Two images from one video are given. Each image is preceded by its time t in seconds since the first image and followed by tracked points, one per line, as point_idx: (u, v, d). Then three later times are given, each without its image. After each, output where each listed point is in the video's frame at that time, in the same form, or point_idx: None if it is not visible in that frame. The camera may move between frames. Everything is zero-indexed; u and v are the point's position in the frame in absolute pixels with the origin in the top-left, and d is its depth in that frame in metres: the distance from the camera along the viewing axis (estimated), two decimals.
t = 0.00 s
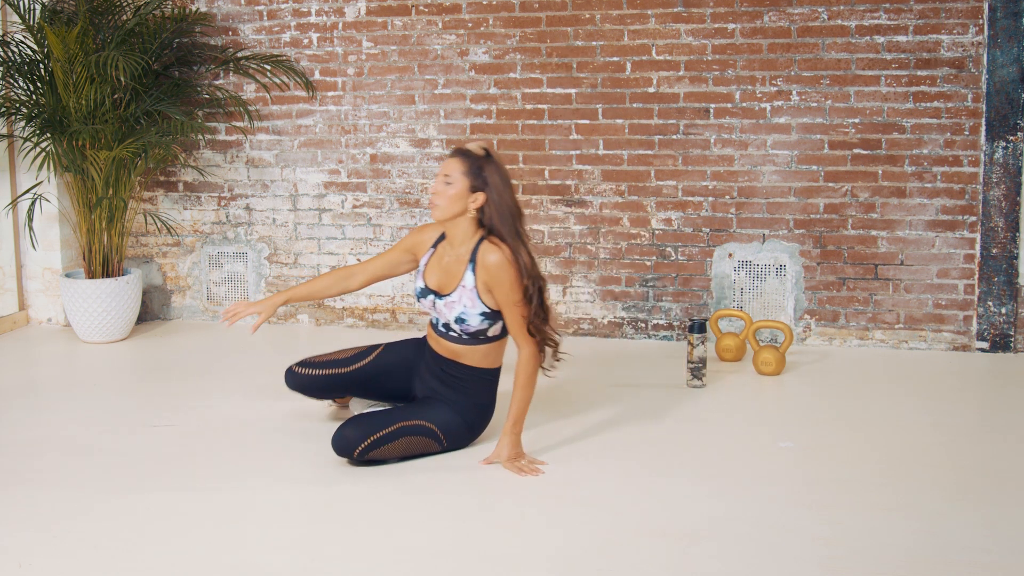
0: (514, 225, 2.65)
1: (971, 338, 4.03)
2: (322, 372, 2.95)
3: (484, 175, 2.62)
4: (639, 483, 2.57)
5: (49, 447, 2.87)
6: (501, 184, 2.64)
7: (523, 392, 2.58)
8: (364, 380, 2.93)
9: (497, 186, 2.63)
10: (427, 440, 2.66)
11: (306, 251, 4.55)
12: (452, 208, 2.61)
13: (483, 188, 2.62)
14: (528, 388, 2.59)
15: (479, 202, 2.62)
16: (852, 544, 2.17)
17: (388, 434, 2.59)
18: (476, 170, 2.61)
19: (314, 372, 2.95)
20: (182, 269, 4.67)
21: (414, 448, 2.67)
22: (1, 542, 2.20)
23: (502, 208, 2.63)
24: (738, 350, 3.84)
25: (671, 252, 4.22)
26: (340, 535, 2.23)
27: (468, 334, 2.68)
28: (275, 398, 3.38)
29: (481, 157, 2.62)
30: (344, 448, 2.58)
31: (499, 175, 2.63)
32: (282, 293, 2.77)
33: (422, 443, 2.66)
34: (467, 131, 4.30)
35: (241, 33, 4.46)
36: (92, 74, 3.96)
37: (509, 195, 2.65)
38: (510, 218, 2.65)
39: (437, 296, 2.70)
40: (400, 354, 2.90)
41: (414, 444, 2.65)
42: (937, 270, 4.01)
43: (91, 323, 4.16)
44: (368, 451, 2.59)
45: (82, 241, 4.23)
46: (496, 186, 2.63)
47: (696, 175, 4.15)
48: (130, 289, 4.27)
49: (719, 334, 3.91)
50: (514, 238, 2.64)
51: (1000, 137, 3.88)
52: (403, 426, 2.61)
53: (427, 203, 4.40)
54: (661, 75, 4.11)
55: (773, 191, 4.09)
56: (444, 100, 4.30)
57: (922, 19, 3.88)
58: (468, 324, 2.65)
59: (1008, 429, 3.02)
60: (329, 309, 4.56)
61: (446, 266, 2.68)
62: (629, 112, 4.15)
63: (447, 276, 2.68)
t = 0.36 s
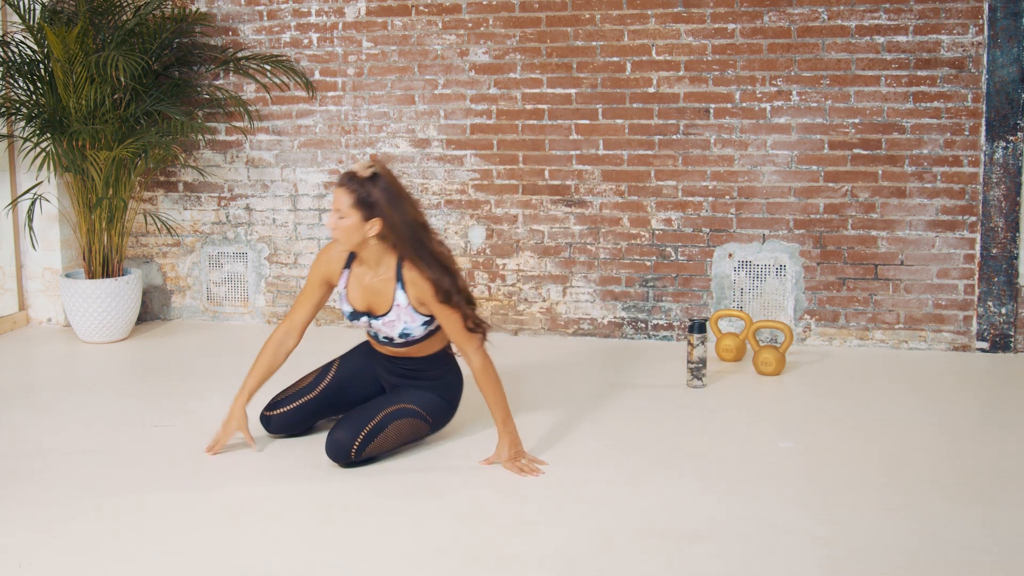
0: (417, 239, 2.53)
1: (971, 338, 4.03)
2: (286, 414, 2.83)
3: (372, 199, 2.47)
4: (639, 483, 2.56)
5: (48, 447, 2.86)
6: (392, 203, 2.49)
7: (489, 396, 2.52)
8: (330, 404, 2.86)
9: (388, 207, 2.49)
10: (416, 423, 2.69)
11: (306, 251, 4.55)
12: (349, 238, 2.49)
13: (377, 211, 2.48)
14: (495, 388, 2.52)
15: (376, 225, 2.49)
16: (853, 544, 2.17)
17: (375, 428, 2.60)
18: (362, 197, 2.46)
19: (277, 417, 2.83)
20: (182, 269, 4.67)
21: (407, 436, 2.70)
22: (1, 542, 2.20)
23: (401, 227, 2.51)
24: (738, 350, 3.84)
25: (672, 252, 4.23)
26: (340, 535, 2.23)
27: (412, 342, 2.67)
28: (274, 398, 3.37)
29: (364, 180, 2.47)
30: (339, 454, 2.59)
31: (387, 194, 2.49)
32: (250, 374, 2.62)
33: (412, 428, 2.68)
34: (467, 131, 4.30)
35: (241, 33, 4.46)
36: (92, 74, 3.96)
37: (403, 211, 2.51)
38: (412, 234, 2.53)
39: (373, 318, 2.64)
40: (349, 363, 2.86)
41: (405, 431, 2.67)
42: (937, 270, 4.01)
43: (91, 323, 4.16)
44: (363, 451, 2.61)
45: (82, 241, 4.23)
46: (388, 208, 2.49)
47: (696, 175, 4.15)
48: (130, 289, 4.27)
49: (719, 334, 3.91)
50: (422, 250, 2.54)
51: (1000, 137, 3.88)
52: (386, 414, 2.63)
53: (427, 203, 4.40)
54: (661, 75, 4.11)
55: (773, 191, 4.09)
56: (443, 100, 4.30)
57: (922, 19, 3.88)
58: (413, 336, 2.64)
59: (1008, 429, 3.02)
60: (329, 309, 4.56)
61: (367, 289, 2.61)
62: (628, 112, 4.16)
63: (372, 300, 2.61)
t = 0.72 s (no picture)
0: (320, 219, 2.41)
1: (971, 338, 4.03)
2: (260, 420, 2.85)
3: (275, 175, 2.37)
4: (639, 483, 2.56)
5: (48, 447, 2.86)
6: (297, 181, 2.38)
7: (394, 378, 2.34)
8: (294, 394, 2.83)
9: (292, 184, 2.37)
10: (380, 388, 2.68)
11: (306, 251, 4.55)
12: (253, 206, 2.41)
13: (278, 186, 2.38)
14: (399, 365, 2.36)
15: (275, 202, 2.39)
16: (852, 544, 2.17)
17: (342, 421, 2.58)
18: (264, 170, 2.37)
19: (256, 425, 2.86)
20: (182, 269, 4.67)
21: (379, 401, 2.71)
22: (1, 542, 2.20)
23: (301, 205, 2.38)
24: (738, 350, 3.84)
25: (672, 252, 4.23)
26: (340, 535, 2.23)
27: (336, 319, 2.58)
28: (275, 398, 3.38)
29: (270, 153, 2.37)
30: (321, 457, 2.60)
31: (293, 171, 2.38)
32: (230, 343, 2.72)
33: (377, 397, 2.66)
34: (467, 131, 4.30)
35: (241, 33, 4.46)
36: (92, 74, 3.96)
37: (307, 190, 2.39)
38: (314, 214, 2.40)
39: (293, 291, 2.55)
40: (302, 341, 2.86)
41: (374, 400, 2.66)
42: (937, 270, 4.01)
43: (91, 323, 4.17)
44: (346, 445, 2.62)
45: (82, 241, 4.23)
46: (291, 186, 2.37)
47: (696, 175, 4.15)
48: (130, 289, 4.27)
49: (719, 334, 3.91)
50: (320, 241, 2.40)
51: (1000, 137, 3.88)
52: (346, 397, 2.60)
53: (427, 203, 4.40)
54: (661, 75, 4.11)
55: (773, 191, 4.09)
56: (444, 100, 4.30)
57: (922, 19, 3.88)
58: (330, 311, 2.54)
59: (1007, 429, 3.02)
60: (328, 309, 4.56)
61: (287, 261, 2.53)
62: (629, 112, 4.16)
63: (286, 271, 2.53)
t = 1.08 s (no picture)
0: (290, 159, 2.38)
1: (971, 338, 4.03)
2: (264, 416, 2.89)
3: (245, 109, 2.36)
4: (640, 482, 2.56)
5: (49, 447, 2.87)
6: (267, 116, 2.34)
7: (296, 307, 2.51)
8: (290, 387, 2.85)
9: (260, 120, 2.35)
10: (346, 377, 2.60)
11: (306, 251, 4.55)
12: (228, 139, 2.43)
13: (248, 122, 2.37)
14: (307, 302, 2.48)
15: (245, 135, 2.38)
16: (852, 544, 2.17)
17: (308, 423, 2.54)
18: (237, 102, 2.37)
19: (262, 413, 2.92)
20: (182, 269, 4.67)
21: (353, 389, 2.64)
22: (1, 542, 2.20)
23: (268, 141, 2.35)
24: (738, 350, 3.84)
25: (672, 252, 4.23)
26: (340, 535, 2.23)
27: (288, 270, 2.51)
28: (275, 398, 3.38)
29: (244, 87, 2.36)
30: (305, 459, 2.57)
31: (264, 107, 2.34)
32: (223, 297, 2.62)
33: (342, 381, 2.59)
34: (467, 131, 4.30)
35: (241, 33, 4.46)
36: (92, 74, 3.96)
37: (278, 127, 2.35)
38: (284, 150, 2.36)
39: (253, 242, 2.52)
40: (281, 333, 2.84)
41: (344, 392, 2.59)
42: (937, 270, 4.01)
43: (91, 323, 4.17)
44: (329, 448, 2.58)
45: (82, 241, 4.23)
46: (260, 122, 2.35)
47: (696, 175, 4.15)
48: (130, 289, 4.27)
49: (719, 334, 3.91)
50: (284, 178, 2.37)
51: (1000, 137, 3.88)
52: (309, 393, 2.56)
53: (427, 203, 4.40)
54: (661, 75, 4.11)
55: (773, 191, 4.09)
56: (444, 100, 4.30)
57: (922, 19, 3.88)
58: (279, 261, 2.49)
59: (1008, 429, 3.02)
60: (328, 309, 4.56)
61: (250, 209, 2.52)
62: (628, 112, 4.16)
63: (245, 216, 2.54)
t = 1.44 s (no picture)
0: (277, 139, 2.37)
1: (971, 338, 4.03)
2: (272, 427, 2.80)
3: (232, 90, 2.35)
4: (640, 483, 2.56)
5: (49, 448, 2.87)
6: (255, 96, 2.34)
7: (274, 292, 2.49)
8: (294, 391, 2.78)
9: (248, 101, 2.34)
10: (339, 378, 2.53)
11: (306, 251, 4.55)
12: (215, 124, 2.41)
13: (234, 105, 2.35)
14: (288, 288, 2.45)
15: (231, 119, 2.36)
16: (852, 544, 2.17)
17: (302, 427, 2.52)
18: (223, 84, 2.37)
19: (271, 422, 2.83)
20: (182, 269, 4.67)
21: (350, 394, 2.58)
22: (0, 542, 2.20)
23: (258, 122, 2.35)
24: (739, 350, 3.84)
25: (672, 252, 4.23)
26: (340, 535, 2.23)
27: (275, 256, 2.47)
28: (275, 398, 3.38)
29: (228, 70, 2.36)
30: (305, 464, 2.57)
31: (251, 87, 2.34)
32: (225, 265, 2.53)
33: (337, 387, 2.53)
34: (467, 132, 4.30)
35: (241, 34, 4.46)
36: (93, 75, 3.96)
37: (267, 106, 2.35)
38: (273, 132, 2.36)
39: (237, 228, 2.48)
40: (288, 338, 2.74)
41: (336, 397, 2.53)
42: (937, 271, 4.01)
43: (91, 323, 4.17)
44: (326, 452, 2.55)
45: (82, 241, 4.23)
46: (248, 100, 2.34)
47: (696, 176, 4.15)
48: (130, 289, 4.27)
49: (719, 334, 3.91)
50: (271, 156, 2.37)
51: (1000, 137, 3.88)
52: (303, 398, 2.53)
53: (427, 203, 4.40)
54: (661, 76, 4.11)
55: (773, 191, 4.09)
56: (444, 100, 4.30)
57: (922, 20, 3.88)
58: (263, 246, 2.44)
59: (1008, 429, 3.02)
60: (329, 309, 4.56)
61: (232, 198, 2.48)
62: (629, 112, 4.16)
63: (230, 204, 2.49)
